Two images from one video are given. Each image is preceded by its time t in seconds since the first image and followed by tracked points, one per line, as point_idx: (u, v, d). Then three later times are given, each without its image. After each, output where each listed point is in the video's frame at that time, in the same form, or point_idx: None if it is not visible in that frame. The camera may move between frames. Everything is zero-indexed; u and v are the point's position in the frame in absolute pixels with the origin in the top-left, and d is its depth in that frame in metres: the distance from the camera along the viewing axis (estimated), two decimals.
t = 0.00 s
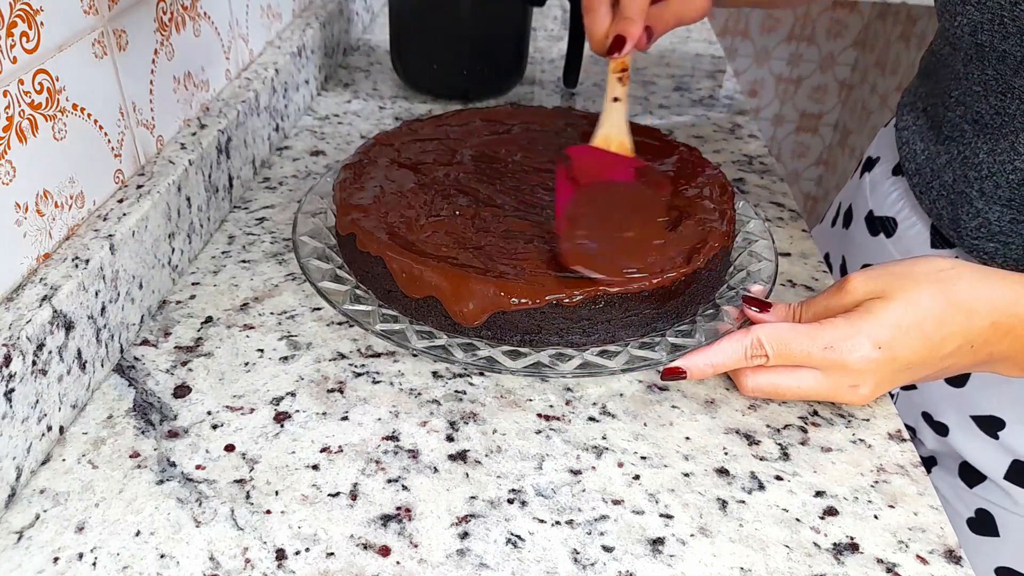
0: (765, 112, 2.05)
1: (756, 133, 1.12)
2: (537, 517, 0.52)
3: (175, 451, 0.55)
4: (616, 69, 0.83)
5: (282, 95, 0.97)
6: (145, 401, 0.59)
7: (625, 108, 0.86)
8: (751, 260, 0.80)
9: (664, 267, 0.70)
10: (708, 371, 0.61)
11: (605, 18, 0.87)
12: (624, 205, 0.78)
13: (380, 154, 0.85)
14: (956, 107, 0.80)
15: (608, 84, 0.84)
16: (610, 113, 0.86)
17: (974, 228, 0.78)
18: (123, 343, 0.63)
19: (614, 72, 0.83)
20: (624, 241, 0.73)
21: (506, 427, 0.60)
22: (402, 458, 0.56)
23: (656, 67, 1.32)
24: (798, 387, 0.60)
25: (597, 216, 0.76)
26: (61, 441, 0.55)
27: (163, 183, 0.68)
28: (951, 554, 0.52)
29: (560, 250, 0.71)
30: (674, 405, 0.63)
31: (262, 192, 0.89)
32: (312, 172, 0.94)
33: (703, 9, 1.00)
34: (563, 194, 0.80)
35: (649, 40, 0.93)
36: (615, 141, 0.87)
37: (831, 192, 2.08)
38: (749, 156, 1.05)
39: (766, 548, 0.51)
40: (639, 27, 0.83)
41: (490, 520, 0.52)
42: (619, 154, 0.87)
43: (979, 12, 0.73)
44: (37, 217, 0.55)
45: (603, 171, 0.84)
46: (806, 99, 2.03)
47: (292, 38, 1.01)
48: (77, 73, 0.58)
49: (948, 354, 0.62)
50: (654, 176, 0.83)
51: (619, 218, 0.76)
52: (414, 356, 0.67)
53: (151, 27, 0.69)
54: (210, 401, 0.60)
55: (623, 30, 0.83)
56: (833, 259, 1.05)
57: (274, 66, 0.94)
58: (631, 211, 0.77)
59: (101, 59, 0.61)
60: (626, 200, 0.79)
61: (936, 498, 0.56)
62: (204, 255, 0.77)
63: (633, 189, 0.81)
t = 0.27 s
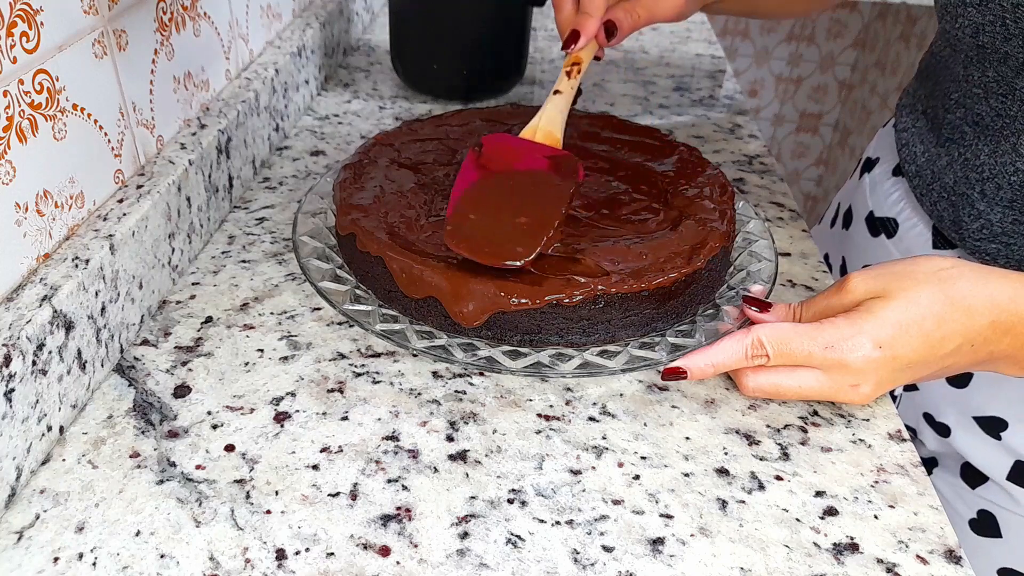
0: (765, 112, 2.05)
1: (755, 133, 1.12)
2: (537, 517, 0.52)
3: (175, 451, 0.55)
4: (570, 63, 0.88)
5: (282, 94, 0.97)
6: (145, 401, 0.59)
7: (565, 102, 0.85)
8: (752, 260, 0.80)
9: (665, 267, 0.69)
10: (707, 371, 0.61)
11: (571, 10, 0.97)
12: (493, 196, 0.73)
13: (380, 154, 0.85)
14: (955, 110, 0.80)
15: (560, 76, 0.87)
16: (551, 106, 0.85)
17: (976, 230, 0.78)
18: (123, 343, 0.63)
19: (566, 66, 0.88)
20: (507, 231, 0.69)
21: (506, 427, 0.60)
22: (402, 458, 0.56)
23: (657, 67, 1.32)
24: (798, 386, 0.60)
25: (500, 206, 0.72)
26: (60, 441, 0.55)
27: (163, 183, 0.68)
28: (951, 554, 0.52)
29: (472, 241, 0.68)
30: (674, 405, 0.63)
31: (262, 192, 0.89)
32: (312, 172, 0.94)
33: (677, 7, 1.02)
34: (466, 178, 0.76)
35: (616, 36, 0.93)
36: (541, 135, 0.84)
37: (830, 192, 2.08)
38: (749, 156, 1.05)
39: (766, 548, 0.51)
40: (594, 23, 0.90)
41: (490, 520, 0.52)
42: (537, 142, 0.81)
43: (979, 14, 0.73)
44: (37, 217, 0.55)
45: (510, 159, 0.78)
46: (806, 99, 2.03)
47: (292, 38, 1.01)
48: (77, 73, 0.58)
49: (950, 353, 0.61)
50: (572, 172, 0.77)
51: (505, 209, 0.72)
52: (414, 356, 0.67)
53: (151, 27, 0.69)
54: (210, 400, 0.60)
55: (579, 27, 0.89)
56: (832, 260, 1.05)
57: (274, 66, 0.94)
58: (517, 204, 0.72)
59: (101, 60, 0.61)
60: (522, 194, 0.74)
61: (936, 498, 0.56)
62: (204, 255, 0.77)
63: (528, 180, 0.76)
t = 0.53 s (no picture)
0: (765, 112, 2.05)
1: (756, 133, 1.12)
2: (537, 517, 0.52)
3: (175, 451, 0.55)
4: (616, 76, 0.87)
5: (282, 94, 0.97)
6: (145, 401, 0.59)
7: (618, 115, 0.86)
8: (751, 259, 0.80)
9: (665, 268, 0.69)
10: (707, 371, 0.61)
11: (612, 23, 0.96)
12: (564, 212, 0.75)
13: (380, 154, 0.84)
14: (954, 110, 0.80)
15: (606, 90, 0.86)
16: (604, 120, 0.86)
17: (974, 230, 0.78)
18: (123, 343, 0.63)
19: (613, 79, 0.87)
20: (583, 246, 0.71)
21: (506, 427, 0.60)
22: (402, 458, 0.56)
23: (657, 67, 1.32)
24: (797, 386, 0.60)
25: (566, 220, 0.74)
26: (61, 441, 0.55)
27: (163, 183, 0.68)
28: (951, 554, 0.52)
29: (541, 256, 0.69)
30: (674, 405, 0.63)
31: (262, 192, 0.89)
32: (312, 172, 0.94)
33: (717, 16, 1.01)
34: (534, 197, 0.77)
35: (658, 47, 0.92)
36: (601, 150, 0.86)
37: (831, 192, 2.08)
38: (749, 157, 1.05)
39: (766, 548, 0.51)
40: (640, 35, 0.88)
41: (490, 520, 0.52)
42: (599, 159, 0.84)
43: (979, 13, 0.74)
44: (37, 217, 0.55)
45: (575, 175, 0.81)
46: (806, 100, 2.03)
47: (291, 38, 1.01)
48: (78, 74, 0.58)
49: (949, 353, 0.61)
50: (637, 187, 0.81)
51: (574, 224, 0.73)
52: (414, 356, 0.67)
53: (152, 27, 0.69)
54: (210, 401, 0.60)
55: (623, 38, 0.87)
56: (832, 261, 1.05)
57: (274, 66, 0.94)
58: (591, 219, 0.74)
59: (101, 60, 0.61)
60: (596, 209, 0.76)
61: (936, 498, 0.56)
62: (204, 255, 0.77)
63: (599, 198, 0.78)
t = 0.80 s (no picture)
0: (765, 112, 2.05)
1: (756, 133, 1.12)
2: (537, 517, 0.52)
3: (175, 451, 0.55)
4: (667, 58, 0.87)
5: (282, 94, 0.97)
6: (145, 401, 0.59)
7: (676, 100, 0.88)
8: (751, 260, 0.80)
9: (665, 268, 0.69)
10: (705, 366, 0.60)
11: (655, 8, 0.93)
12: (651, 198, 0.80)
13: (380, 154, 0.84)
14: (952, 111, 0.80)
15: (661, 74, 0.87)
16: (664, 105, 0.89)
17: (975, 232, 0.78)
18: (123, 343, 0.63)
19: (665, 61, 0.86)
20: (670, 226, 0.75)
21: (506, 427, 0.60)
22: (402, 458, 0.56)
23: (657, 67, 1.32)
24: (792, 374, 0.59)
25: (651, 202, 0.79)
26: (61, 441, 0.55)
27: (163, 183, 0.68)
28: (951, 553, 0.52)
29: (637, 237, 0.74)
30: (674, 404, 0.63)
31: (262, 192, 0.89)
32: (312, 172, 0.94)
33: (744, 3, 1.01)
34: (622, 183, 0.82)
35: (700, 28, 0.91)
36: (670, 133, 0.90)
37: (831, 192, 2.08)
38: (749, 156, 1.05)
39: (766, 548, 0.51)
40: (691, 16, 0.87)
41: (490, 520, 0.52)
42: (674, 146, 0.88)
43: (979, 13, 0.74)
44: (37, 217, 0.55)
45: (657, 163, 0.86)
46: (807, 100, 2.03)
47: (291, 38, 1.01)
48: (77, 74, 0.58)
49: (944, 335, 0.60)
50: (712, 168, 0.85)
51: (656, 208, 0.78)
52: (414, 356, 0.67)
53: (152, 27, 0.69)
54: (210, 401, 0.60)
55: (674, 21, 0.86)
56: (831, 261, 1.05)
57: (274, 66, 0.94)
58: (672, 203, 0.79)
59: (101, 60, 0.61)
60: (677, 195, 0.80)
61: (937, 498, 0.56)
62: (204, 255, 0.77)
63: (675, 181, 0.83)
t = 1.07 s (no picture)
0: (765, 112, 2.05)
1: (756, 133, 1.12)
2: (537, 517, 0.52)
3: (175, 451, 0.55)
4: (654, 18, 0.89)
5: (282, 94, 0.97)
6: (145, 400, 0.59)
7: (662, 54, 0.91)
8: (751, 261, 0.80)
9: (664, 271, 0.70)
10: (690, 374, 0.60)
11: None
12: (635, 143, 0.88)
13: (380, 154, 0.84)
14: (945, 110, 0.80)
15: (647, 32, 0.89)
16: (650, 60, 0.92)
17: (975, 231, 0.78)
18: (123, 343, 0.63)
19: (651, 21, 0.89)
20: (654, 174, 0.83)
21: (506, 427, 0.60)
22: (402, 458, 0.56)
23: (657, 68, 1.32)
24: (777, 384, 0.59)
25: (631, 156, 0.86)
26: (61, 441, 0.55)
27: (163, 183, 0.68)
28: (951, 553, 0.52)
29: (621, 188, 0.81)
30: (674, 405, 0.63)
31: (262, 192, 0.89)
32: (312, 172, 0.94)
33: None
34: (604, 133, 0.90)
35: None
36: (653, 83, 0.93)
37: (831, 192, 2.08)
38: (749, 156, 1.05)
39: (766, 548, 0.51)
40: None
41: (490, 520, 0.52)
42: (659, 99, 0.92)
43: (975, 10, 0.73)
44: (37, 217, 0.55)
45: (637, 112, 0.91)
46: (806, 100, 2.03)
47: (291, 38, 1.01)
48: (77, 74, 0.58)
49: (937, 353, 0.59)
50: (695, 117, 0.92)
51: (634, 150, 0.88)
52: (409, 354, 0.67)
53: (151, 27, 0.69)
54: (210, 401, 0.60)
55: None
56: (832, 260, 1.05)
57: (274, 66, 0.94)
58: (650, 148, 0.87)
59: (101, 60, 0.61)
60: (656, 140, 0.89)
61: (937, 499, 0.56)
62: (204, 255, 0.77)
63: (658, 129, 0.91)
